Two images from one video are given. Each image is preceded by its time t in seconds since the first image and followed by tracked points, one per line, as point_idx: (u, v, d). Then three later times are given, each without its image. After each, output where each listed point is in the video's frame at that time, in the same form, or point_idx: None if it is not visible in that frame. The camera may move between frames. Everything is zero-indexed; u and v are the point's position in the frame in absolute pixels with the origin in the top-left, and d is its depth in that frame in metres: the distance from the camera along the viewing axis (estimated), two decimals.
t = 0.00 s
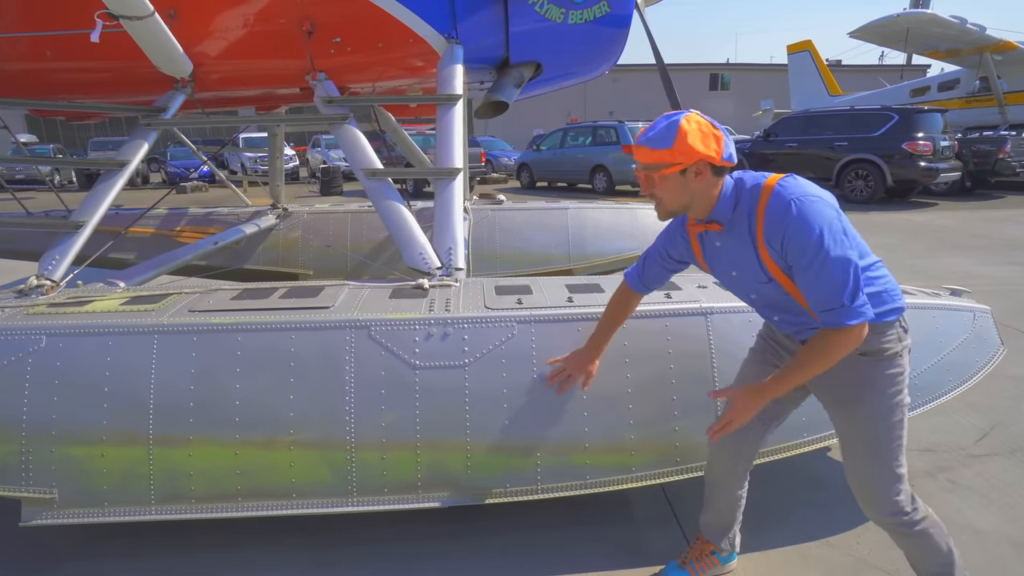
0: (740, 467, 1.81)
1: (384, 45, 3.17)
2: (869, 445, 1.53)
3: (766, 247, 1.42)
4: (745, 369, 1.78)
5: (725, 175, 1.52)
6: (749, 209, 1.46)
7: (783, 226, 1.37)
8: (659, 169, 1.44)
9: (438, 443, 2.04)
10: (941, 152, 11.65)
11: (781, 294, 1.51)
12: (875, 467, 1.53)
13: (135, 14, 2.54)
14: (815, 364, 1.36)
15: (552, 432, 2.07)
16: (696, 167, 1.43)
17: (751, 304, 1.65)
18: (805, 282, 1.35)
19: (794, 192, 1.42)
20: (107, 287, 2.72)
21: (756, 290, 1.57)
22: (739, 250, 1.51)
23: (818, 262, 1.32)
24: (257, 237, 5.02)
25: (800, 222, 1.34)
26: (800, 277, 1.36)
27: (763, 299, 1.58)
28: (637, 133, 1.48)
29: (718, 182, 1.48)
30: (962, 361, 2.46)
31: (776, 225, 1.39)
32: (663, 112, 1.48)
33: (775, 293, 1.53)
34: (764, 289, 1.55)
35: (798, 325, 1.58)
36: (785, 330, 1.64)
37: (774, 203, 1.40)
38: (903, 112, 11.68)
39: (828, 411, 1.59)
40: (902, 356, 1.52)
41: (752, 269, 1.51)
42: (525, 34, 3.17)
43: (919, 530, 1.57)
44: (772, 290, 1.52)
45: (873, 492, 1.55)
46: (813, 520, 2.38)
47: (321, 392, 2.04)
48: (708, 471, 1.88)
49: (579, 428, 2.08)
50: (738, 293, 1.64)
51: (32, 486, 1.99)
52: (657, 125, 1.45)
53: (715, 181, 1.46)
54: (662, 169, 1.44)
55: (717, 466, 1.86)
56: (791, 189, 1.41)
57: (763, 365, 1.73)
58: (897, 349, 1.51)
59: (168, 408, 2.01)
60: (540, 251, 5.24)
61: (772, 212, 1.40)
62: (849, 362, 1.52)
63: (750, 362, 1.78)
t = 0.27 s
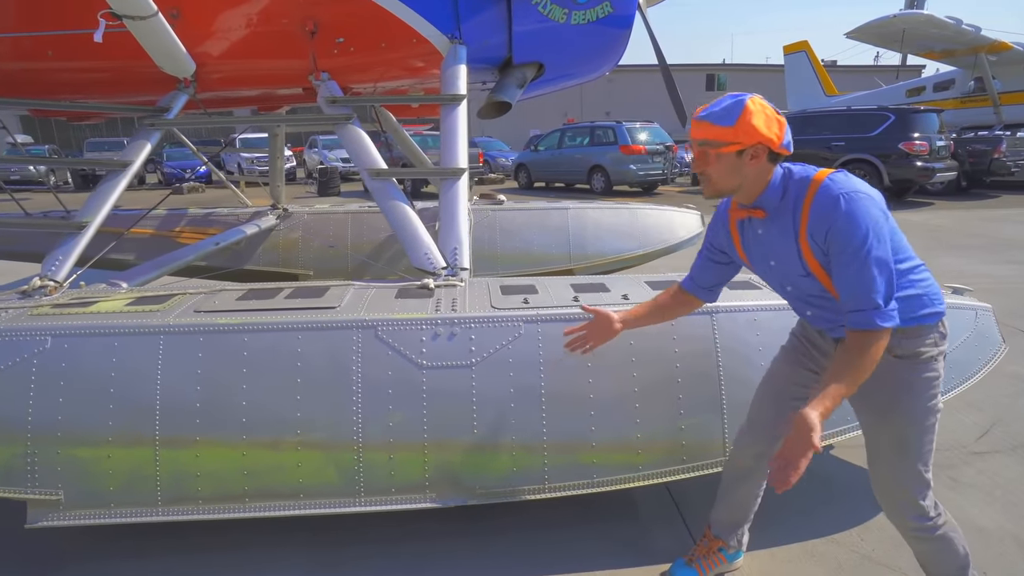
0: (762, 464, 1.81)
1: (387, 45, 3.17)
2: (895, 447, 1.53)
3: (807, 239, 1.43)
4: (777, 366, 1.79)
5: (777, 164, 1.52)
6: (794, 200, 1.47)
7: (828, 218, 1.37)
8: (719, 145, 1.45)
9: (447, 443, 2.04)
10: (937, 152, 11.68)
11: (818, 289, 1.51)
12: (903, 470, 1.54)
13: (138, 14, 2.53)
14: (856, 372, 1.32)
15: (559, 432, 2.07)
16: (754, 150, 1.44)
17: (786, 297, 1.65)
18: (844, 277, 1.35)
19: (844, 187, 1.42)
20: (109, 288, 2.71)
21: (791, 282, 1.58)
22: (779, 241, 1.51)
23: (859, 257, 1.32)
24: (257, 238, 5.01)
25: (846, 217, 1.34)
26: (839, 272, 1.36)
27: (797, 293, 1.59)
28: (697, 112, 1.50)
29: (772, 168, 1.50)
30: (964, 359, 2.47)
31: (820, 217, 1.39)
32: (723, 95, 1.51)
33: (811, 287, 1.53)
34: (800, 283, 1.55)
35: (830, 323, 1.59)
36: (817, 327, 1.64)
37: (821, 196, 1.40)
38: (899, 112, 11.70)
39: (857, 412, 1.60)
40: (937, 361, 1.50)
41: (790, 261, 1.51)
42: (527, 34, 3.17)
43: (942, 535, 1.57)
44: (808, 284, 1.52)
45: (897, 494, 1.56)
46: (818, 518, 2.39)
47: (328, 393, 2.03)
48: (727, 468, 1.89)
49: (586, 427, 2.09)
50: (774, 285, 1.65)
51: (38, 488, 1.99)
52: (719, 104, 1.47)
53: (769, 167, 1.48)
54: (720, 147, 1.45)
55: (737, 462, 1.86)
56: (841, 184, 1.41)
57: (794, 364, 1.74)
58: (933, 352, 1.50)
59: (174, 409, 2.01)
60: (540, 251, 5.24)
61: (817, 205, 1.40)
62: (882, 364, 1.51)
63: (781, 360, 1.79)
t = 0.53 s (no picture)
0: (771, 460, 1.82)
1: (389, 45, 3.18)
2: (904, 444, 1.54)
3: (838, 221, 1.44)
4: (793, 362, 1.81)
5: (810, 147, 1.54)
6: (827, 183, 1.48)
7: (861, 201, 1.39)
8: (733, 129, 1.51)
9: (452, 440, 2.05)
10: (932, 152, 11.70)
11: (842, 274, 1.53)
12: (911, 468, 1.54)
13: (140, 14, 2.54)
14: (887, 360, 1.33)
15: (564, 429, 2.09)
16: (770, 131, 1.47)
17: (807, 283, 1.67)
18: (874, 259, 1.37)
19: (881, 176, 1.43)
20: (112, 288, 2.71)
21: (815, 268, 1.59)
22: (809, 225, 1.53)
23: (890, 240, 1.34)
24: (257, 239, 5.01)
25: (880, 201, 1.36)
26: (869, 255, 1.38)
27: (819, 279, 1.60)
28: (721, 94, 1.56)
29: (795, 149, 1.50)
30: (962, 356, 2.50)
31: (853, 200, 1.41)
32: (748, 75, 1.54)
33: (835, 274, 1.55)
34: (823, 267, 1.57)
35: (849, 312, 1.60)
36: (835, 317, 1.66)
37: (858, 181, 1.42)
38: (894, 112, 11.71)
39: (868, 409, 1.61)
40: (955, 362, 1.50)
41: (817, 244, 1.53)
42: (528, 35, 3.18)
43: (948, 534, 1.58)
44: (832, 269, 1.54)
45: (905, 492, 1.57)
46: (819, 513, 2.41)
47: (333, 392, 2.04)
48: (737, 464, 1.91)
49: (590, 425, 2.10)
50: (797, 269, 1.66)
51: (42, 488, 1.99)
52: (738, 87, 1.52)
53: (790, 146, 1.49)
54: (735, 129, 1.50)
55: (746, 456, 1.88)
56: (879, 173, 1.42)
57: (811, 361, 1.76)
58: (950, 353, 1.49)
59: (180, 407, 2.01)
60: (539, 250, 5.25)
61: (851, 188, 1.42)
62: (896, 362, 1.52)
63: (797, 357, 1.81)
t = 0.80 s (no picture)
0: (774, 459, 1.84)
1: (386, 45, 3.18)
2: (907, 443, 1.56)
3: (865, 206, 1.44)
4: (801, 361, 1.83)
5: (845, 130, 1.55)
6: (859, 167, 1.48)
7: (890, 186, 1.39)
8: (770, 108, 1.52)
9: (453, 439, 2.06)
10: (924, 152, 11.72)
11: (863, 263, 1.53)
12: (916, 469, 1.56)
13: (137, 13, 2.53)
14: (853, 352, 1.42)
15: (564, 427, 2.10)
16: (808, 112, 1.49)
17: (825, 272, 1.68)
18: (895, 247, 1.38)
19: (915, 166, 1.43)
20: (108, 288, 2.70)
21: (833, 256, 1.60)
22: (834, 209, 1.53)
23: (915, 228, 1.34)
24: (252, 239, 5.00)
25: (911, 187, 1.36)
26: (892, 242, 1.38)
27: (837, 268, 1.60)
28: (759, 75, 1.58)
29: (831, 131, 1.52)
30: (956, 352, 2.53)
31: (883, 185, 1.40)
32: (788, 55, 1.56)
33: (853, 264, 1.56)
34: (843, 257, 1.57)
35: (861, 306, 1.61)
36: (847, 309, 1.66)
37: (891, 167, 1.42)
38: (887, 112, 11.63)
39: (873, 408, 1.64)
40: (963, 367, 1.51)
41: (840, 230, 1.53)
42: (526, 34, 3.20)
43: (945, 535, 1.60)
44: (853, 257, 1.54)
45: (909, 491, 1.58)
46: (816, 509, 2.43)
47: (334, 391, 2.04)
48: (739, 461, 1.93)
49: (589, 422, 2.11)
50: (816, 256, 1.67)
51: (41, 489, 1.98)
52: (777, 67, 1.53)
53: (825, 129, 1.50)
54: (773, 109, 1.52)
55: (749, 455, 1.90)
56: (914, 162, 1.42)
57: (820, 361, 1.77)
58: (960, 358, 1.51)
59: (179, 407, 2.01)
60: (535, 250, 5.27)
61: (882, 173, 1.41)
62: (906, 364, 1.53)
63: (804, 356, 1.83)
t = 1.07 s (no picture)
0: (763, 457, 1.87)
1: (382, 47, 3.20)
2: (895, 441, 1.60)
3: (859, 199, 1.47)
4: (788, 363, 1.84)
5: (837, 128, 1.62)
6: (853, 161, 1.52)
7: (885, 179, 1.42)
8: (805, 97, 1.51)
9: (450, 439, 2.08)
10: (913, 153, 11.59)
11: (853, 257, 1.56)
12: (903, 465, 1.59)
13: (134, 16, 2.55)
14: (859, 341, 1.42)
15: (559, 427, 2.12)
16: (833, 105, 1.53)
17: (815, 267, 1.70)
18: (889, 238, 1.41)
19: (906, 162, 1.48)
20: (105, 291, 2.70)
21: (824, 251, 1.63)
22: (828, 204, 1.56)
23: (909, 219, 1.38)
24: (248, 240, 5.01)
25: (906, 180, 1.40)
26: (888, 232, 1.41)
27: (827, 263, 1.63)
28: (773, 67, 1.55)
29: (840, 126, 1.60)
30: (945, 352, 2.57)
31: (877, 178, 1.44)
32: (792, 51, 1.57)
33: (844, 258, 1.59)
34: (834, 251, 1.60)
35: (850, 301, 1.64)
36: (836, 305, 1.69)
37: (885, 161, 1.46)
38: (877, 112, 11.50)
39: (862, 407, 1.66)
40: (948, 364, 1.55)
41: (832, 225, 1.56)
42: (520, 37, 3.22)
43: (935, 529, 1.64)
44: (844, 251, 1.57)
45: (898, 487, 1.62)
46: (808, 507, 2.46)
47: (331, 392, 2.06)
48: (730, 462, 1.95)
49: (585, 422, 2.14)
50: (807, 251, 1.69)
51: (39, 491, 1.99)
52: (796, 59, 1.54)
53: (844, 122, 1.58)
54: (816, 98, 1.50)
55: (738, 454, 1.93)
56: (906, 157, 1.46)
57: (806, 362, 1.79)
58: (943, 356, 1.54)
59: (177, 408, 2.02)
60: (530, 250, 5.29)
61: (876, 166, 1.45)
62: (892, 363, 1.56)
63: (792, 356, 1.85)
